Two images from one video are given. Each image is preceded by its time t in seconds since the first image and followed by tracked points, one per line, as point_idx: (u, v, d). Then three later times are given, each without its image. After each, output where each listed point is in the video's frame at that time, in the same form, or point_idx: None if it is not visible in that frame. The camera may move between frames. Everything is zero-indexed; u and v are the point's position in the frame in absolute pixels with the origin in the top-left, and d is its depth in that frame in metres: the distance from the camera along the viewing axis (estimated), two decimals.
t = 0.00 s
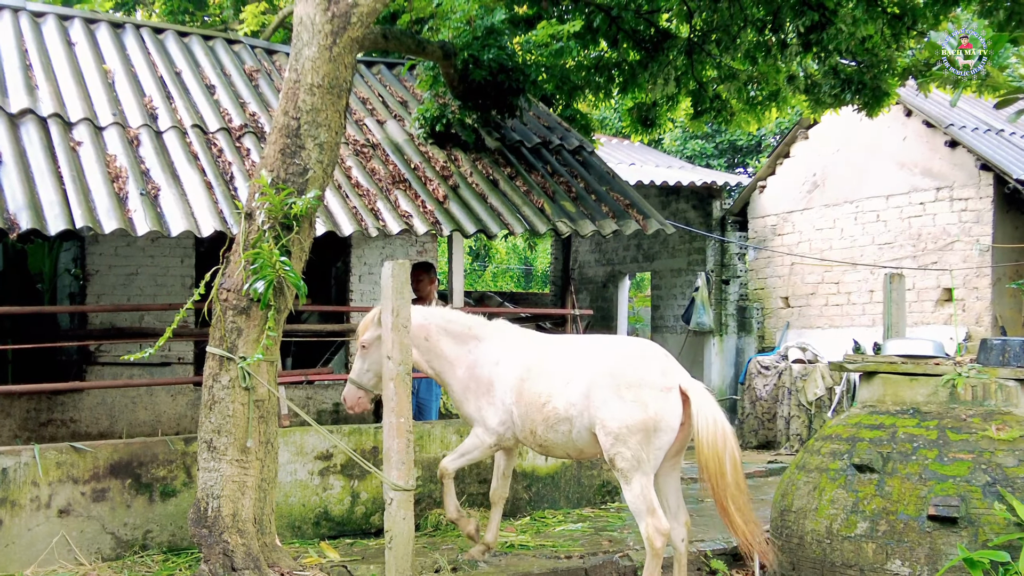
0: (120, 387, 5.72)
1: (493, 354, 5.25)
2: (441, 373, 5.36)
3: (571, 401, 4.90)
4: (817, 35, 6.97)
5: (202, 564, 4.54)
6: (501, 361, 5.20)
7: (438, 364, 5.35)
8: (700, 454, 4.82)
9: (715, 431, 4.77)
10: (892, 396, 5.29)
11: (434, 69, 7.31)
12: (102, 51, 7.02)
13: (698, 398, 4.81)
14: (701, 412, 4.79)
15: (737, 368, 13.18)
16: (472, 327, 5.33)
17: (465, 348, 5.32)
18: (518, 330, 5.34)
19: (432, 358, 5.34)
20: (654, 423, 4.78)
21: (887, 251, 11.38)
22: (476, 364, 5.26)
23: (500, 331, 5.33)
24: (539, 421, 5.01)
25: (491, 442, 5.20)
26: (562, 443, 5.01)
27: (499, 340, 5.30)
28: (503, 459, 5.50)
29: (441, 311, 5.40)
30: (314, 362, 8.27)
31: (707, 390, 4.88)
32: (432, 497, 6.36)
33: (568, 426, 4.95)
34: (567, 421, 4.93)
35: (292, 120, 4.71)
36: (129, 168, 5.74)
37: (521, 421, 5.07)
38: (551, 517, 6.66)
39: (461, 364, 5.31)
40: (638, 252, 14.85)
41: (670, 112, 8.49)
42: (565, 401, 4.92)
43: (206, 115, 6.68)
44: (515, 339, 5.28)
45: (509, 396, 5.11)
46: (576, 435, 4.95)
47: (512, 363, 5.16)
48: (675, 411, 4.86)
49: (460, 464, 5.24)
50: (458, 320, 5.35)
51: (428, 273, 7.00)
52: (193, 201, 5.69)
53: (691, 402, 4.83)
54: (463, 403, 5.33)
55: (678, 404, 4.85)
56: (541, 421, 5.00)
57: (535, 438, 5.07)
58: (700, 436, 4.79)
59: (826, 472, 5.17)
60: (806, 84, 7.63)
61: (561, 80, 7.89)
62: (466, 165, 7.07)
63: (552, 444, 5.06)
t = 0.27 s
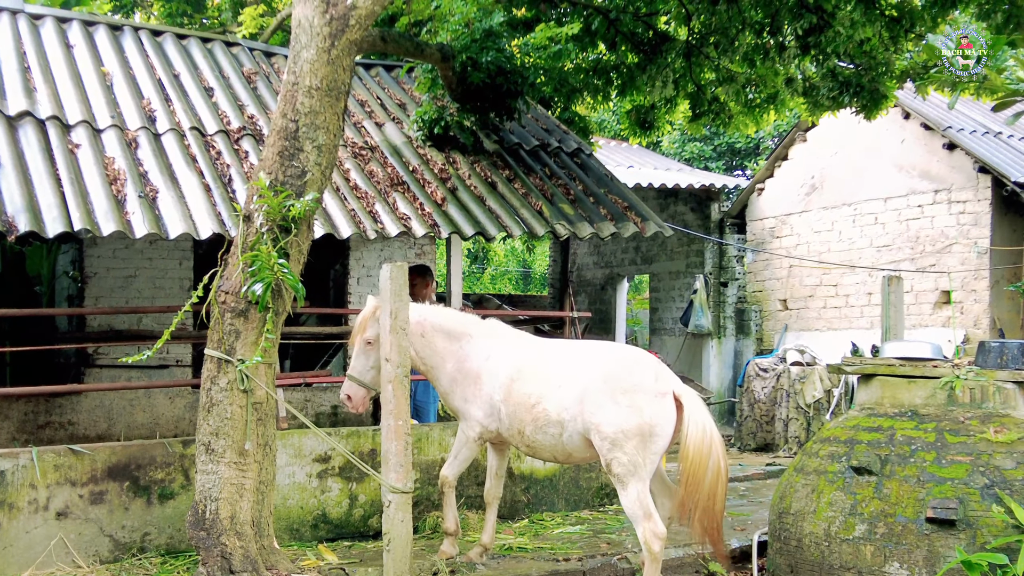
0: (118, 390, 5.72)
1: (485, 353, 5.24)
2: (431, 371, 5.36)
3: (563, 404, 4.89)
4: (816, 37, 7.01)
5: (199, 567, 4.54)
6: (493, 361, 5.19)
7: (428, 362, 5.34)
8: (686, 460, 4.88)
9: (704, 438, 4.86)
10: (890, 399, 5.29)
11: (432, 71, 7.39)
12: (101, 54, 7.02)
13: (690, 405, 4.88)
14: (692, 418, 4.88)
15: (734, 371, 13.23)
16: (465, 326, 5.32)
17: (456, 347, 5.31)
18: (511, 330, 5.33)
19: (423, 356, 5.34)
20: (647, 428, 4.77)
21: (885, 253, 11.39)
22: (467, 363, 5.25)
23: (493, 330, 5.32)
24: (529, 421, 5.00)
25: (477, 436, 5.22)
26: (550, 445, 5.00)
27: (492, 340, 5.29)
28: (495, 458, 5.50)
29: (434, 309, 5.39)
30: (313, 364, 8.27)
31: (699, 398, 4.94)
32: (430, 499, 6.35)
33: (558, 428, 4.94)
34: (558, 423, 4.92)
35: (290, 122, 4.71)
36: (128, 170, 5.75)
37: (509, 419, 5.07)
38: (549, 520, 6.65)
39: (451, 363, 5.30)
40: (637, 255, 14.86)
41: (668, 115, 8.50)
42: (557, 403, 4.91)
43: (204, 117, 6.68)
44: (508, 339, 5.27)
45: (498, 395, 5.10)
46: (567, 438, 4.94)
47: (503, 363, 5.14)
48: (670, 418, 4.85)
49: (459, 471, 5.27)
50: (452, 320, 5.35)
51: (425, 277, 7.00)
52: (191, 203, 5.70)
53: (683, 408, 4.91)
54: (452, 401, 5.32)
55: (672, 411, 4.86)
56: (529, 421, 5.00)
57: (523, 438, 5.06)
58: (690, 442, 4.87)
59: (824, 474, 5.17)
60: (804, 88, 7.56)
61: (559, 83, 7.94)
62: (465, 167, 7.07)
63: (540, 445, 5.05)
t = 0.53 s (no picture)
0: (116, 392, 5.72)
1: (484, 350, 5.24)
2: (429, 371, 5.34)
3: (566, 399, 4.91)
4: (815, 39, 7.03)
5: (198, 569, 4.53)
6: (493, 357, 5.18)
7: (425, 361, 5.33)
8: (691, 456, 4.90)
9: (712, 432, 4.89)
10: (889, 400, 5.26)
11: (431, 73, 7.43)
12: (99, 56, 7.03)
13: (697, 403, 4.94)
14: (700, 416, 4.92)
15: (733, 372, 13.21)
16: (465, 324, 5.33)
17: (456, 344, 5.31)
18: (512, 328, 5.34)
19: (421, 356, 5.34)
20: (652, 426, 4.79)
21: (884, 255, 11.40)
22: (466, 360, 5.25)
23: (492, 328, 5.32)
24: (530, 415, 5.00)
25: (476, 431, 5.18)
26: (551, 439, 5.01)
27: (492, 337, 5.29)
28: (492, 456, 5.47)
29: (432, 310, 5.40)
30: (311, 366, 8.27)
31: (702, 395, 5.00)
32: (429, 501, 6.35)
33: (560, 424, 4.95)
34: (560, 418, 4.93)
35: (289, 124, 4.71)
36: (126, 172, 5.75)
37: (509, 413, 5.06)
38: (548, 522, 6.65)
39: (451, 359, 5.29)
40: (636, 257, 14.86)
41: (667, 117, 8.50)
42: (560, 399, 4.92)
43: (203, 119, 6.68)
44: (509, 337, 5.28)
45: (499, 390, 5.10)
46: (569, 433, 4.95)
47: (505, 359, 5.15)
48: (673, 416, 4.87)
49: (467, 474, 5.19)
50: (452, 319, 5.37)
51: (420, 278, 6.96)
52: (189, 206, 5.70)
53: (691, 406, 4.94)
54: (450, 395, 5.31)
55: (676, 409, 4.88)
56: (531, 415, 5.00)
57: (524, 431, 5.05)
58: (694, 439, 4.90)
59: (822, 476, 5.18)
60: (801, 90, 7.58)
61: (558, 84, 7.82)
62: (463, 169, 7.07)
63: (541, 440, 5.05)
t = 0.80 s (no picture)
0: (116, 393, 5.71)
1: (494, 353, 5.10)
2: (434, 375, 5.16)
3: (590, 402, 4.89)
4: (814, 40, 7.03)
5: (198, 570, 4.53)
6: (506, 361, 5.05)
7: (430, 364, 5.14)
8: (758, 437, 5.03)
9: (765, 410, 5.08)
10: (889, 402, 5.25)
11: (431, 74, 7.44)
12: (99, 57, 7.03)
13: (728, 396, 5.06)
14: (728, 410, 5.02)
15: (733, 374, 13.22)
16: (472, 328, 5.17)
17: (464, 347, 5.14)
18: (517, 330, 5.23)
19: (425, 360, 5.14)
20: (675, 428, 4.88)
21: (883, 257, 11.41)
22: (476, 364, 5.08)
23: (498, 331, 5.19)
24: (550, 419, 4.95)
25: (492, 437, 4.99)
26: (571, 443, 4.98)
27: (501, 339, 5.16)
28: (494, 460, 5.37)
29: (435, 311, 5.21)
30: (311, 367, 8.27)
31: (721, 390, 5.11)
32: (429, 502, 6.35)
33: (582, 427, 4.93)
34: (582, 421, 4.91)
35: (289, 126, 4.71)
36: (126, 173, 5.75)
37: (527, 417, 4.97)
38: (548, 523, 6.65)
39: (458, 362, 5.11)
40: (636, 258, 14.86)
41: (667, 118, 8.51)
42: (583, 402, 4.90)
43: (203, 120, 6.68)
44: (516, 339, 5.16)
45: (516, 393, 4.98)
46: (589, 435, 4.94)
47: (520, 362, 5.04)
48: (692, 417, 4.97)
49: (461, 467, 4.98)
50: (457, 322, 5.19)
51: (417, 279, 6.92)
52: (189, 207, 5.70)
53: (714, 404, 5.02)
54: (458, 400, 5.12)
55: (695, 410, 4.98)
56: (551, 418, 4.95)
57: (542, 435, 4.99)
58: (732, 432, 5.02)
59: (822, 477, 5.17)
60: (801, 91, 7.45)
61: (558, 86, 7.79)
62: (463, 171, 7.08)
63: (559, 443, 5.01)
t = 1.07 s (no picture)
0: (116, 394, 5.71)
1: (517, 359, 5.03)
2: (457, 384, 5.07)
3: (620, 409, 4.88)
4: (815, 41, 7.04)
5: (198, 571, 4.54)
6: (531, 366, 5.00)
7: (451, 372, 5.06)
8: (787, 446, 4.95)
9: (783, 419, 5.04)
10: (889, 402, 5.25)
11: (431, 75, 7.44)
12: (100, 58, 7.03)
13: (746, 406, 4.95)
14: (750, 419, 4.88)
15: (733, 375, 13.26)
16: (491, 335, 5.08)
17: (486, 354, 5.04)
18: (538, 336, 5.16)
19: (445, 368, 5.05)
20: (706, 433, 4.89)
21: (884, 258, 11.41)
22: (499, 370, 5.01)
23: (518, 336, 5.13)
24: (581, 426, 4.94)
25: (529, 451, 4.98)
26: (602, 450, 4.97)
27: (523, 346, 5.08)
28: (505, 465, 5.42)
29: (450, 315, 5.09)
30: (311, 369, 8.27)
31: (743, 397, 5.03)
32: (429, 503, 6.35)
33: (613, 433, 4.92)
34: (613, 429, 4.90)
35: (289, 127, 4.71)
36: (126, 174, 5.75)
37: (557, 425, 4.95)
38: (548, 524, 6.64)
39: (481, 370, 5.04)
40: (636, 259, 14.86)
41: (667, 120, 8.51)
42: (615, 409, 4.87)
43: (204, 121, 6.69)
44: (537, 345, 5.09)
45: (545, 400, 4.94)
46: (618, 443, 4.93)
47: (546, 367, 4.99)
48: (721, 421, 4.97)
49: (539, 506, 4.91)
50: (475, 328, 5.09)
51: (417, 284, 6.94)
52: (190, 208, 5.70)
53: (737, 411, 4.93)
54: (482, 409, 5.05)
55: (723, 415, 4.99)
56: (582, 425, 4.93)
57: (573, 443, 4.99)
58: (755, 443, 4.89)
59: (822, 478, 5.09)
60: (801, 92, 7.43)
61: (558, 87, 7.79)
62: (464, 172, 7.08)
63: (590, 450, 5.00)
